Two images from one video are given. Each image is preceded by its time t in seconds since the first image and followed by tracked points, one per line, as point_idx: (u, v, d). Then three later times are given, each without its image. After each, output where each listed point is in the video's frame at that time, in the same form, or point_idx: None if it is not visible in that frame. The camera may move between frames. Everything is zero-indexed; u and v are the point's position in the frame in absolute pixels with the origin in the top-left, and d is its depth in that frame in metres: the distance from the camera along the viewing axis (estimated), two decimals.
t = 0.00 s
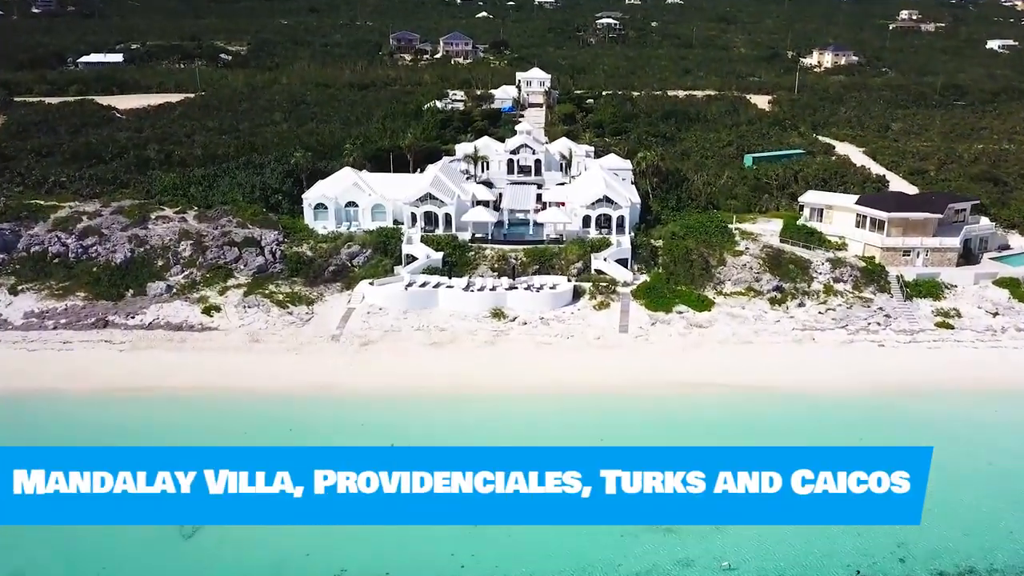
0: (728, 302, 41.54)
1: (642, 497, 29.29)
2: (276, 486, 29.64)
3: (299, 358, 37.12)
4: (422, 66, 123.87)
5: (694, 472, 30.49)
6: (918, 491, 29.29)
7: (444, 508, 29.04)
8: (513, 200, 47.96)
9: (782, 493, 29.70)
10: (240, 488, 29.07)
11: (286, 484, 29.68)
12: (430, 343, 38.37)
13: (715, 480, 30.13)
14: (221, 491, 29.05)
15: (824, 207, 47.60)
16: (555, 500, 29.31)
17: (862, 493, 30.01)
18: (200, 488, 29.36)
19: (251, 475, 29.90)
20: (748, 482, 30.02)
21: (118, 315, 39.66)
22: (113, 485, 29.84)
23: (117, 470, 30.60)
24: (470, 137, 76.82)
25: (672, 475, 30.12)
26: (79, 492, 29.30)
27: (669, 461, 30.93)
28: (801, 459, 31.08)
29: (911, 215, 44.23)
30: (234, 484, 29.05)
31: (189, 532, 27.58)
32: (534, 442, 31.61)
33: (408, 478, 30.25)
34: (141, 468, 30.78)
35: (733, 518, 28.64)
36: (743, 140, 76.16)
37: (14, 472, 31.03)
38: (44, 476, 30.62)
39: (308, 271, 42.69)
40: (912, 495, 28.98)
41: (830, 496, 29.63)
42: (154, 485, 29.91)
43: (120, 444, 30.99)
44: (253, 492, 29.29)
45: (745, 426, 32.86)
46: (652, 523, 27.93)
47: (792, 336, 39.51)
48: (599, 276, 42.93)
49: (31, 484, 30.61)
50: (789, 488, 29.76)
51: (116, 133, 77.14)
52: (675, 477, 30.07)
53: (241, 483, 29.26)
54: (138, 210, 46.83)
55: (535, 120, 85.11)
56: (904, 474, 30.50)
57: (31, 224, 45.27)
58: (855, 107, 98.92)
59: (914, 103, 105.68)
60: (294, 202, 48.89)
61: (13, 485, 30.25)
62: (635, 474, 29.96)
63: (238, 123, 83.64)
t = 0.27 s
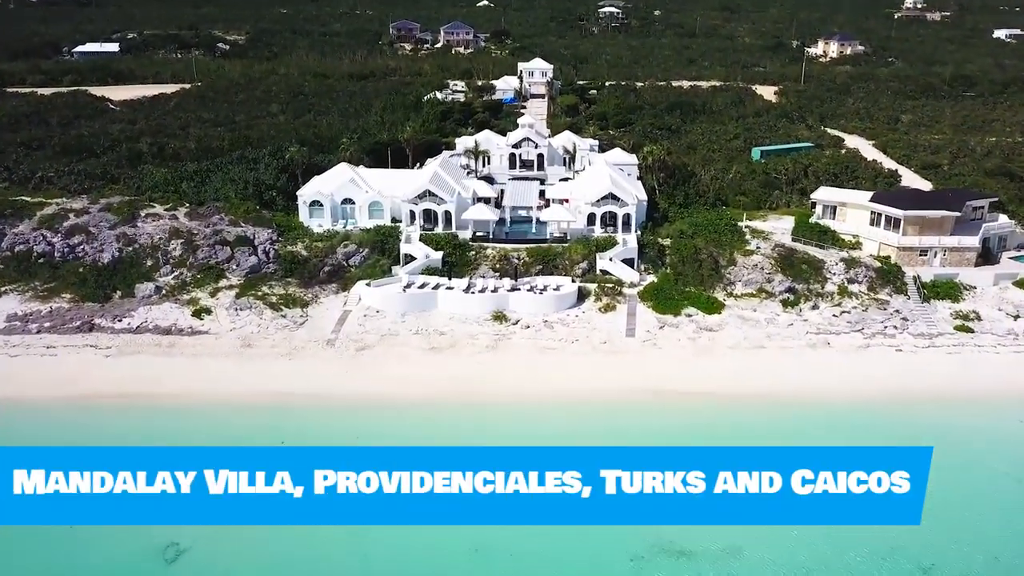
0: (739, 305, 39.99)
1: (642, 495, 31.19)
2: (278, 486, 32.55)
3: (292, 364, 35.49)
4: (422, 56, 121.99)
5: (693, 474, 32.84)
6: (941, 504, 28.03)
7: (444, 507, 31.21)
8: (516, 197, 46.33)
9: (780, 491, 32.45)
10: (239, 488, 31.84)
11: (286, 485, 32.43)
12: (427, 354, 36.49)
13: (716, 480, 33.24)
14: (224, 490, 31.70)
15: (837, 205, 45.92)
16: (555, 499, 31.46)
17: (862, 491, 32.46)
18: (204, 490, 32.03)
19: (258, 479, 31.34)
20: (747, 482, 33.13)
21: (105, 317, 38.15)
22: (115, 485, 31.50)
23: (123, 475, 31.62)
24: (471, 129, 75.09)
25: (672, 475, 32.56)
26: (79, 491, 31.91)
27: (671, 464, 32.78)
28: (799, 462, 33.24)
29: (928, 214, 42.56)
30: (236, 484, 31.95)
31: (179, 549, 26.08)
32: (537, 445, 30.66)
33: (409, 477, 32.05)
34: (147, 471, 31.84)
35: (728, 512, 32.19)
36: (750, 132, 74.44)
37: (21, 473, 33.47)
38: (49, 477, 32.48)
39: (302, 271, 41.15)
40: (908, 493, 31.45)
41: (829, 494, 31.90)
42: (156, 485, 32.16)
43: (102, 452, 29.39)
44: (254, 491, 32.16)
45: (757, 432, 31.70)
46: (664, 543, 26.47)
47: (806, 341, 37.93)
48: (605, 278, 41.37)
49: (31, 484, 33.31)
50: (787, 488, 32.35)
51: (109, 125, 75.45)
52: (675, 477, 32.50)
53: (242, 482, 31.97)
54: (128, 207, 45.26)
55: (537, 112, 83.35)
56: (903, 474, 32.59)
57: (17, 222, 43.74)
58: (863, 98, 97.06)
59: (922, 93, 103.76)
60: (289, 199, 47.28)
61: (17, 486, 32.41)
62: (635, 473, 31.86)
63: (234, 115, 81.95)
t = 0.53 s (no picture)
0: (750, 307, 38.57)
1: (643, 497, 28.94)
2: (275, 486, 28.82)
3: (285, 371, 34.10)
4: (422, 47, 120.24)
5: (695, 472, 29.88)
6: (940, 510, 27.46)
7: (445, 508, 28.54)
8: (518, 194, 44.84)
9: (781, 493, 29.47)
10: (240, 488, 28.62)
11: (286, 484, 28.86)
12: (425, 360, 35.06)
13: (714, 480, 29.83)
14: (220, 491, 28.75)
15: (850, 202, 44.38)
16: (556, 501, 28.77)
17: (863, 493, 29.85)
18: (200, 488, 28.93)
19: (251, 474, 29.03)
20: (747, 482, 29.80)
21: (92, 321, 36.76)
22: (114, 484, 29.16)
23: (115, 469, 29.64)
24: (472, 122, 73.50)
25: (672, 474, 29.75)
26: (78, 492, 29.12)
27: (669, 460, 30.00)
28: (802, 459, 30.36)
29: (945, 212, 41.03)
30: (233, 485, 28.71)
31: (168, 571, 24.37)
32: (538, 442, 30.48)
33: (408, 476, 29.24)
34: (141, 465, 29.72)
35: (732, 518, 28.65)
36: (756, 125, 72.84)
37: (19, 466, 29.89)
38: (45, 474, 29.72)
39: (297, 272, 39.79)
40: (910, 495, 29.20)
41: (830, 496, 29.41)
42: (154, 485, 29.13)
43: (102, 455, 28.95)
44: (252, 492, 28.67)
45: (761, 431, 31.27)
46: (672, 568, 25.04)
47: (820, 346, 36.44)
48: (610, 279, 39.94)
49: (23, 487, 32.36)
50: (788, 489, 29.54)
51: (102, 118, 73.85)
52: (675, 477, 29.68)
53: (240, 483, 28.79)
54: (117, 204, 43.86)
55: (539, 104, 81.76)
56: (904, 473, 30.15)
57: (2, 220, 42.34)
58: (870, 90, 95.36)
59: (930, 85, 102.06)
60: (284, 195, 45.78)
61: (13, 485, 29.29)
62: (635, 473, 29.59)
63: (230, 108, 80.36)
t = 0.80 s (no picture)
0: (762, 311, 37.10)
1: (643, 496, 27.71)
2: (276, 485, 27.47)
3: (277, 380, 32.59)
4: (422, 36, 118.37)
5: (694, 472, 28.57)
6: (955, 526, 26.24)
7: (444, 508, 27.29)
8: (520, 192, 43.25)
9: (781, 493, 27.96)
10: (239, 488, 27.20)
11: (287, 483, 27.58)
12: (424, 368, 33.54)
13: (714, 480, 28.44)
14: (220, 491, 27.26)
15: (865, 201, 42.67)
16: (553, 500, 27.46)
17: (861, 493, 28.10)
18: (199, 488, 27.47)
19: (250, 474, 27.82)
20: (748, 482, 28.28)
21: (76, 326, 35.25)
22: (113, 484, 27.60)
23: (116, 469, 28.26)
24: (473, 115, 71.82)
25: (672, 474, 28.44)
26: (79, 492, 27.48)
27: (669, 461, 28.88)
28: (802, 459, 28.96)
29: (965, 211, 39.30)
30: (234, 484, 27.24)
31: None
32: (533, 442, 29.54)
33: (407, 476, 28.08)
34: (141, 466, 28.44)
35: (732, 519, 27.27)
36: (764, 118, 71.14)
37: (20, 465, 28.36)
38: (45, 474, 28.19)
39: (291, 274, 38.29)
40: (910, 494, 27.65)
41: (829, 496, 27.71)
42: (154, 485, 27.63)
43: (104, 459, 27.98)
44: (253, 492, 27.28)
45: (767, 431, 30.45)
46: None
47: (835, 352, 34.97)
48: (617, 282, 38.40)
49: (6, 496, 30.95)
50: (788, 489, 27.99)
51: (95, 111, 72.15)
52: (675, 477, 28.33)
53: (241, 482, 27.36)
54: (104, 203, 42.32)
55: (541, 97, 80.08)
56: (904, 473, 28.60)
57: None
58: (879, 81, 93.54)
59: (939, 76, 100.21)
60: (278, 193, 44.16)
61: (15, 485, 27.71)
62: (634, 473, 28.38)
63: (226, 99, 78.65)
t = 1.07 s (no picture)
0: (776, 316, 35.66)
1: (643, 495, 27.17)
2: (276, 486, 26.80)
3: (268, 391, 31.04)
4: (423, 26, 116.52)
5: (694, 472, 28.02)
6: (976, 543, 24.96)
7: (444, 508, 26.66)
8: (523, 190, 41.76)
9: (782, 493, 27.44)
10: (239, 488, 26.59)
11: (286, 483, 26.92)
12: (422, 378, 31.99)
13: (714, 480, 27.89)
14: (220, 491, 26.58)
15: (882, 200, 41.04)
16: (553, 501, 26.80)
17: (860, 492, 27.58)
18: (199, 488, 26.80)
19: (250, 474, 27.28)
20: (747, 482, 27.79)
21: (59, 331, 33.76)
22: (113, 484, 27.03)
23: (115, 470, 27.66)
24: (474, 108, 70.16)
25: (672, 474, 27.92)
26: (78, 492, 26.86)
27: (669, 460, 28.27)
28: (801, 458, 28.50)
29: (986, 212, 37.68)
30: (234, 484, 26.64)
31: None
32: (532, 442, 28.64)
33: (407, 476, 27.49)
34: (141, 465, 27.80)
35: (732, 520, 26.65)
36: (772, 111, 69.45)
37: (20, 466, 27.65)
38: (45, 474, 27.57)
39: (284, 277, 36.80)
40: (909, 494, 27.13)
41: (830, 496, 27.20)
42: (153, 485, 27.05)
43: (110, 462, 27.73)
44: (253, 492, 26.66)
45: (776, 430, 29.72)
46: None
47: (853, 361, 33.44)
48: (623, 286, 36.86)
49: None
50: (788, 488, 27.49)
51: (87, 103, 70.47)
52: (675, 477, 27.83)
53: (241, 482, 26.81)
54: (91, 202, 40.82)
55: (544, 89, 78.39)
56: (904, 473, 28.15)
57: None
58: (888, 73, 91.71)
59: (949, 68, 98.37)
60: (272, 190, 42.56)
61: (14, 485, 27.00)
62: (634, 472, 27.80)
63: (222, 91, 76.98)
